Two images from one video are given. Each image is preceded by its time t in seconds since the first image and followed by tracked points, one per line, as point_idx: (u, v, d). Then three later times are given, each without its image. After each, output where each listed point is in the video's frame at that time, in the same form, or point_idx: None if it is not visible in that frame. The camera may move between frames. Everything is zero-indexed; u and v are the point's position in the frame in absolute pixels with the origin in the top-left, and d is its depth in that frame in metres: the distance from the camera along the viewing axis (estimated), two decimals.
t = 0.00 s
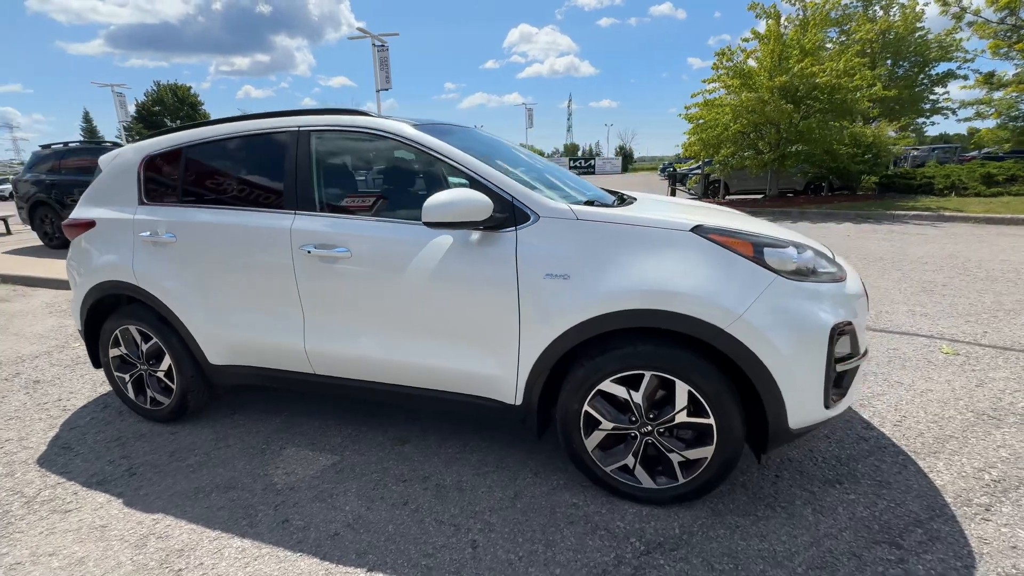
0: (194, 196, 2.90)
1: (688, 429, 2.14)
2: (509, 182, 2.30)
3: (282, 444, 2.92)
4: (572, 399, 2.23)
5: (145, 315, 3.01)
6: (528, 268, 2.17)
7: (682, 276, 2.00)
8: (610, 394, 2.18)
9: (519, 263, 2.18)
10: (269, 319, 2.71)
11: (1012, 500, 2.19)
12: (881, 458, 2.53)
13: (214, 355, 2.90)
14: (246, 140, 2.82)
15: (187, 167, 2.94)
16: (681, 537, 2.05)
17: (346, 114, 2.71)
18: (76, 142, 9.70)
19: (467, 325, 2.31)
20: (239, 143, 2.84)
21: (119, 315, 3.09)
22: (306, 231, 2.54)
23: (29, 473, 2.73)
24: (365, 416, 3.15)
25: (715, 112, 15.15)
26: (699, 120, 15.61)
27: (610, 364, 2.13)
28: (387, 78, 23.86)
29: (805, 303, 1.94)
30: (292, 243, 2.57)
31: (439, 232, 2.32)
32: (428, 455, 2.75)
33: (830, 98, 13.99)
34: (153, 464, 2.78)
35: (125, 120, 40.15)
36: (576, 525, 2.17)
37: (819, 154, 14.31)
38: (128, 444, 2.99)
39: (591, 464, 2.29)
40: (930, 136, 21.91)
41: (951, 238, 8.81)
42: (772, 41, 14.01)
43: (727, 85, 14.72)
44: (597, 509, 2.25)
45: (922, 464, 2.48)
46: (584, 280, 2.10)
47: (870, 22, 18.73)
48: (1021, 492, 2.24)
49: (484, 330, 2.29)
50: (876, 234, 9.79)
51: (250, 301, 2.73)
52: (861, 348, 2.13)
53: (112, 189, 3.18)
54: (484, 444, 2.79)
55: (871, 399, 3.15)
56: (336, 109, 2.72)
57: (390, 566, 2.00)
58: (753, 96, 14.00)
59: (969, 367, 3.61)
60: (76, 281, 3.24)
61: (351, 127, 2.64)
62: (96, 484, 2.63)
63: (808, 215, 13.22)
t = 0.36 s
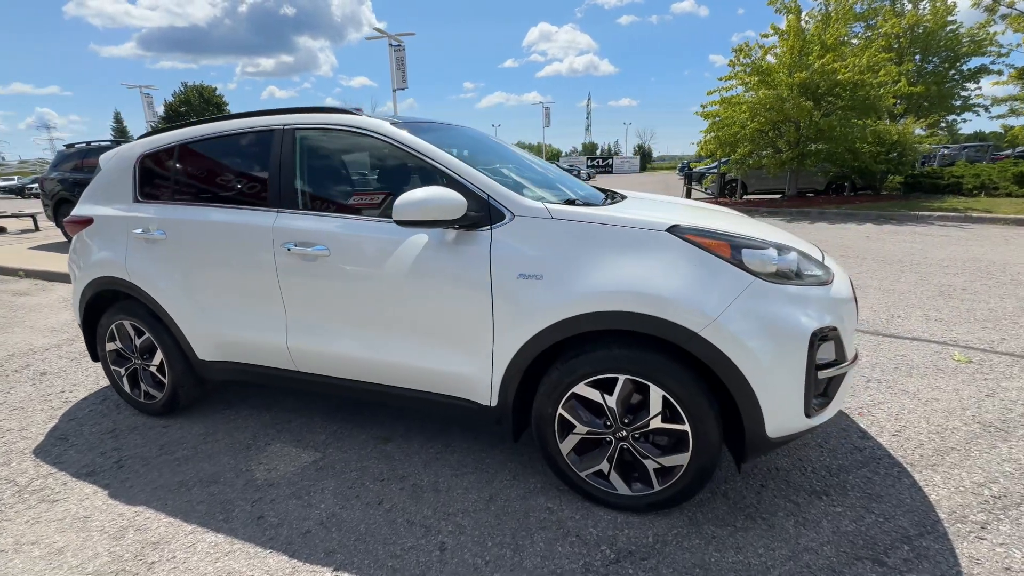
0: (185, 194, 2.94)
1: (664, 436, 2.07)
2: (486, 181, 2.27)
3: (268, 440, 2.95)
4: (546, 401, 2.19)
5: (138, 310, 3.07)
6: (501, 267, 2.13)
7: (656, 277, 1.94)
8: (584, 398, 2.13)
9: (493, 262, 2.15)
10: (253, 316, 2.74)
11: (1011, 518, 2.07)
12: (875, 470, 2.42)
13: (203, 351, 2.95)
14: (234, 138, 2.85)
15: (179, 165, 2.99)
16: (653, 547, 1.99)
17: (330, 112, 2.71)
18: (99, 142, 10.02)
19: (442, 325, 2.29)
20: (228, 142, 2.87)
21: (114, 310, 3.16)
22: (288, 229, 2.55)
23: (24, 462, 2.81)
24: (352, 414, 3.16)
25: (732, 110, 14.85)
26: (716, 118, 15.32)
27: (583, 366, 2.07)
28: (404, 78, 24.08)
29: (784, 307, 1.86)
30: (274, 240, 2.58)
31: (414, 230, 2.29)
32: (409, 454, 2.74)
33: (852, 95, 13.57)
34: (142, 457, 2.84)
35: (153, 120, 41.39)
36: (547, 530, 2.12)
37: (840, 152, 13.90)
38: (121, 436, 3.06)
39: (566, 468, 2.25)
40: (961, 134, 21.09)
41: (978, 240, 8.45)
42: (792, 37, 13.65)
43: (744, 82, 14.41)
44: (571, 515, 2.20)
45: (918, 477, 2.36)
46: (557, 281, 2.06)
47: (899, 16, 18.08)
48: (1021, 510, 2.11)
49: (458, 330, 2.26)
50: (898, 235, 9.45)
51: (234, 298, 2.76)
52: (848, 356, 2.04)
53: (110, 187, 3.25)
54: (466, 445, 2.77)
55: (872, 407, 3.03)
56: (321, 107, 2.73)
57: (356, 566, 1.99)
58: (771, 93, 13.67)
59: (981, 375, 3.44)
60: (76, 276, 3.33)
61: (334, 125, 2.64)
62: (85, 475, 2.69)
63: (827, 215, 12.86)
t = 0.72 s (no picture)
0: (169, 193, 2.92)
1: (642, 450, 1.96)
2: (461, 181, 2.18)
3: (248, 441, 2.92)
4: (520, 411, 2.09)
5: (124, 308, 3.06)
6: (473, 270, 2.04)
7: (632, 283, 1.83)
8: (559, 409, 2.03)
9: (464, 265, 2.06)
10: (232, 316, 2.70)
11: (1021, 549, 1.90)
12: (874, 490, 2.26)
13: (186, 350, 2.93)
14: (215, 136, 2.81)
15: (164, 163, 2.97)
16: (626, 568, 1.88)
17: (309, 109, 2.65)
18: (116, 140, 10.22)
19: (414, 328, 2.21)
20: (211, 139, 2.83)
21: (101, 308, 3.16)
22: (264, 229, 2.51)
23: (9, 458, 2.83)
24: (336, 416, 3.11)
25: (749, 108, 14.49)
26: (732, 116, 14.97)
27: (557, 375, 1.97)
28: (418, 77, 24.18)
29: (768, 317, 1.74)
30: (250, 240, 2.54)
31: (387, 230, 2.22)
32: (386, 459, 2.67)
33: (875, 93, 13.11)
34: (122, 456, 2.82)
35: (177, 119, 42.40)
36: (518, 545, 2.03)
37: (862, 151, 13.44)
38: (106, 434, 3.06)
39: (540, 481, 2.15)
40: (994, 133, 20.24)
41: (1006, 244, 8.05)
42: (813, 32, 13.24)
43: (762, 79, 14.04)
44: (544, 529, 2.11)
45: (920, 499, 2.20)
46: (529, 285, 1.96)
47: (927, 10, 17.42)
48: None
49: (430, 334, 2.18)
50: (920, 238, 9.07)
51: (214, 298, 2.73)
52: (841, 369, 1.90)
53: (100, 185, 3.25)
54: (445, 452, 2.69)
55: (877, 421, 2.86)
56: (301, 104, 2.67)
57: None
58: (790, 90, 13.29)
59: (999, 389, 3.23)
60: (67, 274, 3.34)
61: (312, 122, 2.57)
62: (64, 473, 2.69)
63: (847, 217, 12.45)
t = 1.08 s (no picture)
0: (160, 192, 2.95)
1: (617, 459, 1.91)
2: (439, 182, 2.15)
3: (235, 440, 2.93)
4: (495, 416, 2.06)
5: (118, 305, 3.10)
6: (448, 273, 2.02)
7: (605, 288, 1.78)
8: (533, 415, 1.99)
9: (439, 267, 2.03)
10: (218, 315, 2.72)
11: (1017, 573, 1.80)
12: (865, 505, 2.18)
13: (176, 348, 2.95)
14: (204, 136, 2.83)
15: (157, 163, 3.00)
16: None
17: (294, 108, 2.64)
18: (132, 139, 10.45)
19: (391, 330, 2.19)
20: (200, 138, 2.85)
21: (97, 305, 3.20)
22: (248, 229, 2.51)
23: (4, 451, 2.89)
24: (323, 416, 3.11)
25: (764, 106, 14.21)
26: (746, 115, 14.70)
27: (530, 380, 1.93)
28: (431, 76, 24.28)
29: (745, 324, 1.67)
30: (235, 239, 2.55)
31: (365, 232, 2.20)
32: (368, 461, 2.66)
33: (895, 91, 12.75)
34: (112, 451, 2.86)
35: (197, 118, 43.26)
36: (490, 553, 2.00)
37: (881, 151, 13.08)
38: (100, 429, 3.11)
39: (515, 488, 2.11)
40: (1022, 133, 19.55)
41: None
42: (831, 29, 12.93)
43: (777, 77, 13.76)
44: (518, 537, 2.07)
45: (912, 516, 2.11)
46: (503, 288, 1.93)
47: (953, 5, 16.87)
48: None
49: (406, 336, 2.16)
50: (938, 241, 8.79)
51: (200, 297, 2.74)
52: (825, 380, 1.82)
53: (97, 183, 3.30)
54: (427, 455, 2.66)
55: (874, 432, 2.75)
56: (286, 104, 2.66)
57: None
58: (806, 89, 13.00)
59: (1007, 401, 3.09)
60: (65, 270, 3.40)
61: (296, 122, 2.56)
62: (55, 467, 2.73)
63: (863, 218, 12.15)
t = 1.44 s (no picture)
0: (150, 190, 3.05)
1: (567, 460, 1.92)
2: (403, 183, 2.19)
3: (218, 431, 3.02)
4: (452, 415, 2.09)
5: (111, 299, 3.22)
6: (407, 272, 2.05)
7: (553, 289, 1.79)
8: (488, 413, 2.02)
9: (399, 266, 2.07)
10: (200, 310, 2.81)
11: None
12: (827, 514, 2.15)
13: (163, 341, 3.06)
14: (191, 136, 2.92)
15: (148, 162, 3.10)
16: None
17: (273, 109, 2.70)
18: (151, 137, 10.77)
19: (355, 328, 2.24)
20: (188, 138, 2.94)
21: (92, 298, 3.33)
22: (226, 227, 2.59)
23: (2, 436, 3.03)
24: (305, 411, 3.19)
25: (779, 105, 13.93)
26: (760, 114, 14.44)
27: (484, 380, 1.96)
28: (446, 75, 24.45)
29: (690, 328, 1.67)
30: (214, 237, 2.63)
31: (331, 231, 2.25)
32: (341, 455, 2.72)
33: (915, 89, 12.37)
34: (102, 439, 2.98)
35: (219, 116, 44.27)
36: (444, 548, 2.03)
37: (900, 151, 12.72)
38: (94, 418, 3.24)
39: (473, 485, 2.14)
40: None
41: None
42: (849, 25, 12.60)
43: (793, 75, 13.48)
44: (473, 534, 2.10)
45: (874, 526, 2.07)
46: (457, 288, 1.95)
47: None
48: None
49: (369, 334, 2.20)
50: (955, 245, 8.52)
51: (184, 292, 2.84)
52: (777, 387, 1.80)
53: (95, 181, 3.43)
54: (399, 451, 2.71)
55: (851, 440, 2.71)
56: (266, 105, 2.73)
57: (245, 569, 1.98)
58: (822, 87, 12.71)
59: (996, 412, 3.00)
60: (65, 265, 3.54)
61: (273, 123, 2.62)
62: (47, 453, 2.86)
63: (880, 220, 11.84)
